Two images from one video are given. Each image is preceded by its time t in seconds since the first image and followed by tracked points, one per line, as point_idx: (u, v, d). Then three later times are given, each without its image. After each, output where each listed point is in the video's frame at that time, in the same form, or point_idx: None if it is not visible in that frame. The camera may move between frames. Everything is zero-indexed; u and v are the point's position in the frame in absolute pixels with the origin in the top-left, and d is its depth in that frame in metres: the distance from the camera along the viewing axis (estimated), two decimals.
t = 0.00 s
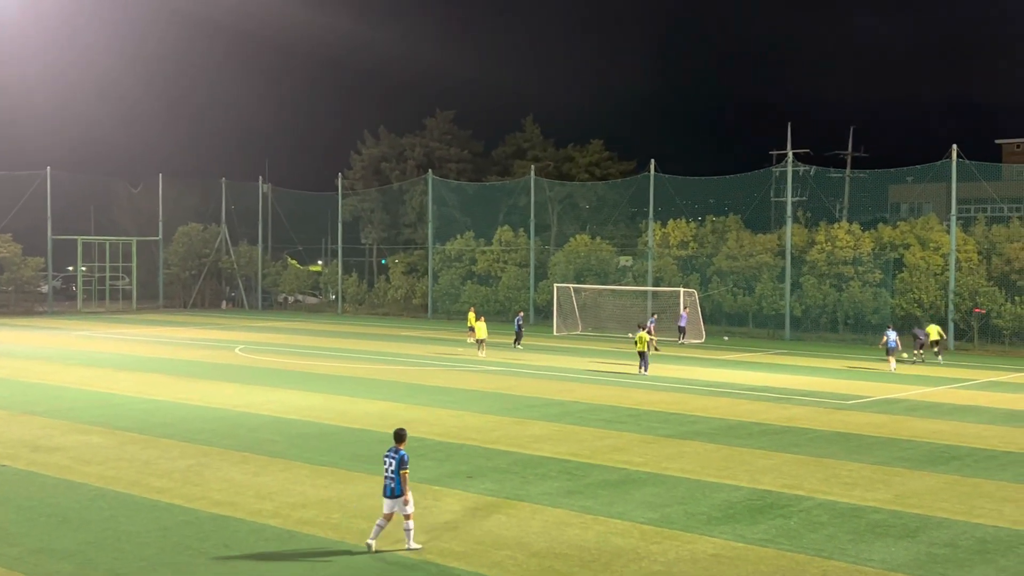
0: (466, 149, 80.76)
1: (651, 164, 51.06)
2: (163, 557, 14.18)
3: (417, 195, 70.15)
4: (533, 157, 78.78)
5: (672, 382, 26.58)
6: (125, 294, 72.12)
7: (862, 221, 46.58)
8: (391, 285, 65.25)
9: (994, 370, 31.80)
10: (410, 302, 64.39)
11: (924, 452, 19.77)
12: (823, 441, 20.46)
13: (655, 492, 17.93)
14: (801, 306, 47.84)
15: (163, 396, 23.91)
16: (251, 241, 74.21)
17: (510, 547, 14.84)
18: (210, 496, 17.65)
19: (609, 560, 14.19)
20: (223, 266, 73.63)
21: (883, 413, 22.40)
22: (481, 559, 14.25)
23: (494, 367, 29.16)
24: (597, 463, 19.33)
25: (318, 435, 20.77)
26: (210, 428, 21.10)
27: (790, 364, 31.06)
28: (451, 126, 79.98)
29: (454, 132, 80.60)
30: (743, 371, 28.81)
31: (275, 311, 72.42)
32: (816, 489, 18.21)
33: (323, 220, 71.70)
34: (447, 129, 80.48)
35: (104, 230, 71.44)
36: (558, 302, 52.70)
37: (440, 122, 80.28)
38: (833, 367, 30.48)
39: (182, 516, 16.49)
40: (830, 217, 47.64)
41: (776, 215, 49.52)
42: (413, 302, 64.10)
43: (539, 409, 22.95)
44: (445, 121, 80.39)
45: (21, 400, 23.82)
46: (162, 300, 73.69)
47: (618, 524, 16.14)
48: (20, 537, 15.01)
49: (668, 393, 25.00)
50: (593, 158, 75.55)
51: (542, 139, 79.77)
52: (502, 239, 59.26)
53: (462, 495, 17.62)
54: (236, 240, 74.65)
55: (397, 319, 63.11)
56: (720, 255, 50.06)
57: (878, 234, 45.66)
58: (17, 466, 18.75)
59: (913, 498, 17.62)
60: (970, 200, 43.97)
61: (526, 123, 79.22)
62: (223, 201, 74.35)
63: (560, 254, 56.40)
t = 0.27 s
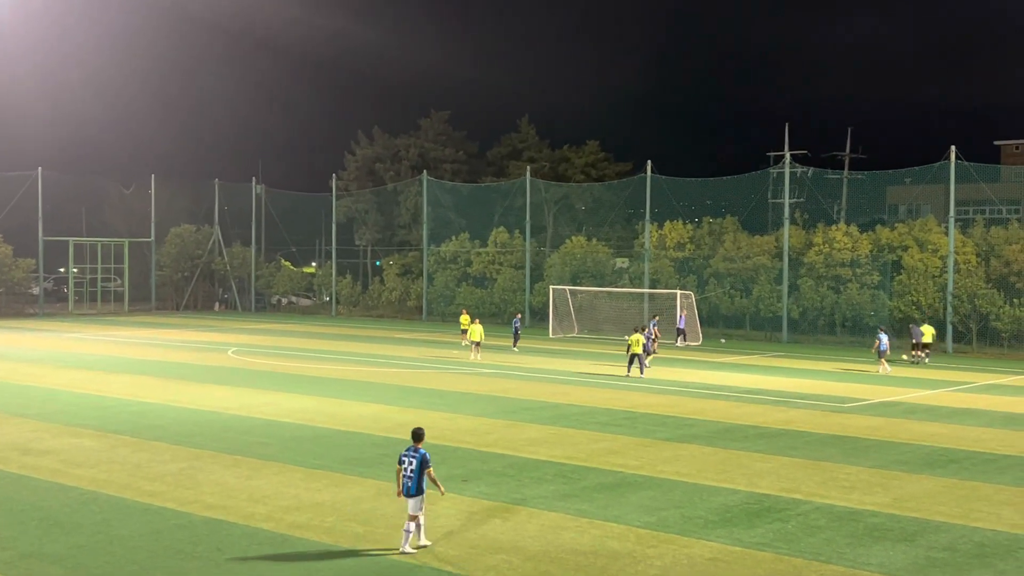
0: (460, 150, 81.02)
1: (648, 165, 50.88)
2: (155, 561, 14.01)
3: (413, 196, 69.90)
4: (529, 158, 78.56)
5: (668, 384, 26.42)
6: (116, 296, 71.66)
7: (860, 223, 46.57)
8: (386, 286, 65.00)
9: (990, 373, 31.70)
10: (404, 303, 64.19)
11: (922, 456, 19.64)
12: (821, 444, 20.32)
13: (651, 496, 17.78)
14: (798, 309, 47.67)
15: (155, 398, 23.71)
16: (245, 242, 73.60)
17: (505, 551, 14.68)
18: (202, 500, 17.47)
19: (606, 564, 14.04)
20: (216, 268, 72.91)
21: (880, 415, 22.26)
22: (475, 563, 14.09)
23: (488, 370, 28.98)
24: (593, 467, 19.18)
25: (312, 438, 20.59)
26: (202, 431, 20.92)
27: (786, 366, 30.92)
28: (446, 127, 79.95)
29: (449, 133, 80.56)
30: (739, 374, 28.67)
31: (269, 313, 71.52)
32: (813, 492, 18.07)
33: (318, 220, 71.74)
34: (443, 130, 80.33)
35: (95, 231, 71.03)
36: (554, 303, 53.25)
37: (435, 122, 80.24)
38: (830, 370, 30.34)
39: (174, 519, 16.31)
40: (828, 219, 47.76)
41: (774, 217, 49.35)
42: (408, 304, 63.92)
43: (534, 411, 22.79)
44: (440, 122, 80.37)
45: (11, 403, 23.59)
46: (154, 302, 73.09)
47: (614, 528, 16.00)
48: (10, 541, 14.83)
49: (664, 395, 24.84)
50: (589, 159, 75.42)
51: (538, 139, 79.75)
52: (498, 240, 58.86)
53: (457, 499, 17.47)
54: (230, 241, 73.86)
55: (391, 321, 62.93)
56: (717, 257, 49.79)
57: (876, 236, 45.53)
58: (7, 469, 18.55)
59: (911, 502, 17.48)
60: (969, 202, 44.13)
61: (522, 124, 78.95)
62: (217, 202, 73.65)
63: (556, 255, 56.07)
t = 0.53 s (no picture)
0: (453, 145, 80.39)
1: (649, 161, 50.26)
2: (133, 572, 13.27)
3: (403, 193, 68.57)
4: (525, 153, 77.92)
5: (668, 389, 25.72)
6: (95, 296, 71.52)
7: (869, 221, 45.83)
8: (376, 287, 64.01)
9: (997, 376, 31.00)
10: (395, 304, 63.26)
11: (931, 463, 18.96)
12: (827, 450, 19.64)
13: (651, 504, 17.07)
14: (804, 310, 46.94)
15: (139, 403, 22.94)
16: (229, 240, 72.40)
17: (500, 562, 13.98)
18: (184, 508, 16.73)
19: None
20: (200, 267, 72.36)
21: (888, 421, 21.56)
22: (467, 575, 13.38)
23: (483, 373, 28.27)
24: (591, 474, 18.48)
25: (300, 444, 19.86)
26: (186, 437, 20.17)
27: (789, 370, 30.21)
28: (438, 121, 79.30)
29: (441, 127, 79.94)
30: (741, 378, 27.97)
31: (254, 314, 70.71)
32: (820, 500, 17.38)
33: (304, 218, 70.09)
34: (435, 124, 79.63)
35: (74, 229, 70.55)
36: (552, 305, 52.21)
37: (426, 116, 79.59)
38: (834, 373, 29.63)
39: (153, 528, 15.56)
40: (835, 217, 47.21)
41: (779, 215, 48.85)
42: (399, 305, 62.97)
43: (531, 416, 22.08)
44: (433, 116, 79.68)
45: None
46: (135, 303, 72.22)
47: (613, 537, 15.29)
48: None
49: (665, 400, 24.13)
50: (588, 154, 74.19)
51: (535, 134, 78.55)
52: (493, 239, 57.98)
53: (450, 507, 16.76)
54: (214, 239, 73.49)
55: (382, 322, 62.05)
56: (721, 257, 49.20)
57: (885, 234, 44.84)
58: None
59: (922, 510, 16.79)
60: (980, 199, 43.66)
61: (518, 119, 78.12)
62: (201, 199, 73.23)
63: (553, 254, 55.26)
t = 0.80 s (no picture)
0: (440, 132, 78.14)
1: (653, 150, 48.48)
2: None
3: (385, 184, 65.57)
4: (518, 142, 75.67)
5: (670, 397, 24.28)
6: (51, 296, 69.24)
7: (889, 215, 44.16)
8: (355, 286, 62.21)
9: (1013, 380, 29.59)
10: (376, 305, 61.33)
11: (955, 477, 17.56)
12: (843, 464, 18.24)
13: (654, 521, 15.63)
14: (819, 312, 45.14)
15: (103, 411, 21.42)
16: (195, 236, 70.01)
17: None
18: (145, 526, 15.23)
19: None
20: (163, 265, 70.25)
21: (908, 432, 20.17)
22: None
23: (473, 380, 26.79)
24: (589, 489, 17.04)
25: (274, 457, 18.36)
26: (151, 449, 18.66)
27: (795, 376, 28.79)
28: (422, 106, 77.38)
29: (427, 113, 77.83)
30: (746, 385, 26.55)
31: (223, 315, 67.56)
32: (836, 517, 15.97)
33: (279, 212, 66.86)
34: (420, 110, 77.73)
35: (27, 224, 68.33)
36: (546, 305, 49.11)
37: (411, 102, 77.55)
38: (843, 379, 28.21)
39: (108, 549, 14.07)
40: (852, 211, 45.11)
41: (791, 208, 47.16)
42: (381, 305, 61.05)
43: (524, 427, 20.62)
44: (416, 102, 77.68)
45: None
46: (94, 303, 70.50)
47: (613, 558, 13.87)
48: None
49: (667, 408, 22.70)
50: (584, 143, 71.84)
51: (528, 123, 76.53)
52: (483, 234, 56.45)
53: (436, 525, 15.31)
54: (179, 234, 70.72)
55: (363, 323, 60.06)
56: (729, 254, 47.42)
57: (906, 231, 43.16)
58: None
59: (944, 529, 15.37)
60: (1012, 192, 41.38)
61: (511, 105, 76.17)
62: (166, 192, 70.20)
63: (547, 251, 53.69)
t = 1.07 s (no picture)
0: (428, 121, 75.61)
1: (654, 141, 47.42)
2: None
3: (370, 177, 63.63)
4: (511, 132, 72.73)
5: (671, 403, 23.31)
6: (18, 295, 67.31)
7: (905, 210, 42.99)
8: (340, 285, 60.98)
9: None
10: (363, 305, 60.19)
11: (974, 488, 16.60)
12: (855, 474, 17.28)
13: (657, 534, 14.66)
14: (830, 313, 44.20)
15: (75, 418, 20.40)
16: (170, 232, 68.59)
17: None
18: (113, 539, 14.22)
19: None
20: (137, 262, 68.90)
21: (921, 440, 19.25)
22: None
23: (465, 385, 25.78)
24: (588, 500, 16.06)
25: (254, 466, 17.37)
26: (124, 458, 17.66)
27: (798, 381, 27.83)
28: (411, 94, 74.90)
29: (415, 101, 75.36)
30: (750, 391, 25.58)
31: (200, 315, 66.73)
32: (849, 528, 14.99)
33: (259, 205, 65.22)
34: (409, 98, 75.22)
35: None
36: (542, 305, 48.00)
37: (399, 88, 75.09)
38: (849, 384, 27.25)
39: (71, 564, 13.07)
40: (865, 206, 44.03)
41: (801, 203, 45.95)
42: (367, 305, 59.93)
43: (519, 434, 19.64)
44: (405, 89, 75.16)
45: None
46: (62, 303, 69.00)
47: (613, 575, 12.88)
48: None
49: (668, 415, 21.72)
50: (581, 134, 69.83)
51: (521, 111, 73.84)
52: (475, 230, 55.47)
53: (425, 539, 14.32)
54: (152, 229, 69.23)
55: (350, 325, 58.95)
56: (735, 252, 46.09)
57: (922, 227, 42.05)
58: None
59: (962, 542, 14.41)
60: None
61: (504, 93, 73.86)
62: (138, 185, 68.72)
63: (543, 249, 52.67)
